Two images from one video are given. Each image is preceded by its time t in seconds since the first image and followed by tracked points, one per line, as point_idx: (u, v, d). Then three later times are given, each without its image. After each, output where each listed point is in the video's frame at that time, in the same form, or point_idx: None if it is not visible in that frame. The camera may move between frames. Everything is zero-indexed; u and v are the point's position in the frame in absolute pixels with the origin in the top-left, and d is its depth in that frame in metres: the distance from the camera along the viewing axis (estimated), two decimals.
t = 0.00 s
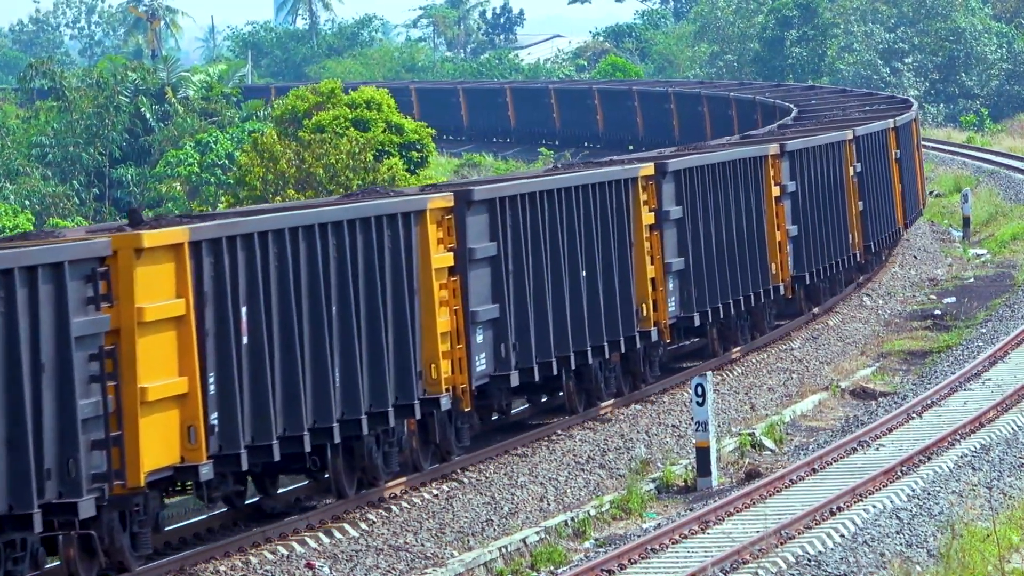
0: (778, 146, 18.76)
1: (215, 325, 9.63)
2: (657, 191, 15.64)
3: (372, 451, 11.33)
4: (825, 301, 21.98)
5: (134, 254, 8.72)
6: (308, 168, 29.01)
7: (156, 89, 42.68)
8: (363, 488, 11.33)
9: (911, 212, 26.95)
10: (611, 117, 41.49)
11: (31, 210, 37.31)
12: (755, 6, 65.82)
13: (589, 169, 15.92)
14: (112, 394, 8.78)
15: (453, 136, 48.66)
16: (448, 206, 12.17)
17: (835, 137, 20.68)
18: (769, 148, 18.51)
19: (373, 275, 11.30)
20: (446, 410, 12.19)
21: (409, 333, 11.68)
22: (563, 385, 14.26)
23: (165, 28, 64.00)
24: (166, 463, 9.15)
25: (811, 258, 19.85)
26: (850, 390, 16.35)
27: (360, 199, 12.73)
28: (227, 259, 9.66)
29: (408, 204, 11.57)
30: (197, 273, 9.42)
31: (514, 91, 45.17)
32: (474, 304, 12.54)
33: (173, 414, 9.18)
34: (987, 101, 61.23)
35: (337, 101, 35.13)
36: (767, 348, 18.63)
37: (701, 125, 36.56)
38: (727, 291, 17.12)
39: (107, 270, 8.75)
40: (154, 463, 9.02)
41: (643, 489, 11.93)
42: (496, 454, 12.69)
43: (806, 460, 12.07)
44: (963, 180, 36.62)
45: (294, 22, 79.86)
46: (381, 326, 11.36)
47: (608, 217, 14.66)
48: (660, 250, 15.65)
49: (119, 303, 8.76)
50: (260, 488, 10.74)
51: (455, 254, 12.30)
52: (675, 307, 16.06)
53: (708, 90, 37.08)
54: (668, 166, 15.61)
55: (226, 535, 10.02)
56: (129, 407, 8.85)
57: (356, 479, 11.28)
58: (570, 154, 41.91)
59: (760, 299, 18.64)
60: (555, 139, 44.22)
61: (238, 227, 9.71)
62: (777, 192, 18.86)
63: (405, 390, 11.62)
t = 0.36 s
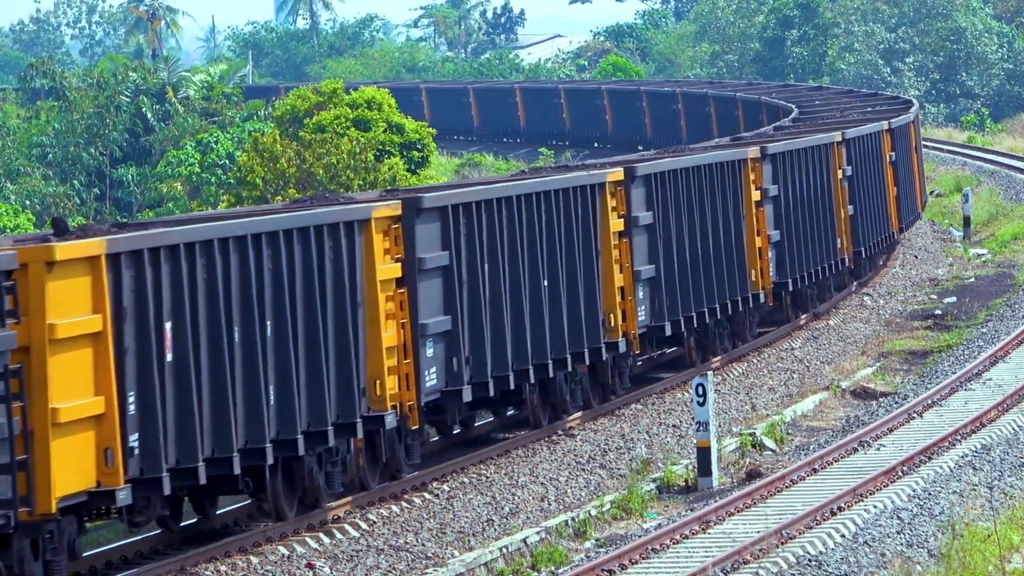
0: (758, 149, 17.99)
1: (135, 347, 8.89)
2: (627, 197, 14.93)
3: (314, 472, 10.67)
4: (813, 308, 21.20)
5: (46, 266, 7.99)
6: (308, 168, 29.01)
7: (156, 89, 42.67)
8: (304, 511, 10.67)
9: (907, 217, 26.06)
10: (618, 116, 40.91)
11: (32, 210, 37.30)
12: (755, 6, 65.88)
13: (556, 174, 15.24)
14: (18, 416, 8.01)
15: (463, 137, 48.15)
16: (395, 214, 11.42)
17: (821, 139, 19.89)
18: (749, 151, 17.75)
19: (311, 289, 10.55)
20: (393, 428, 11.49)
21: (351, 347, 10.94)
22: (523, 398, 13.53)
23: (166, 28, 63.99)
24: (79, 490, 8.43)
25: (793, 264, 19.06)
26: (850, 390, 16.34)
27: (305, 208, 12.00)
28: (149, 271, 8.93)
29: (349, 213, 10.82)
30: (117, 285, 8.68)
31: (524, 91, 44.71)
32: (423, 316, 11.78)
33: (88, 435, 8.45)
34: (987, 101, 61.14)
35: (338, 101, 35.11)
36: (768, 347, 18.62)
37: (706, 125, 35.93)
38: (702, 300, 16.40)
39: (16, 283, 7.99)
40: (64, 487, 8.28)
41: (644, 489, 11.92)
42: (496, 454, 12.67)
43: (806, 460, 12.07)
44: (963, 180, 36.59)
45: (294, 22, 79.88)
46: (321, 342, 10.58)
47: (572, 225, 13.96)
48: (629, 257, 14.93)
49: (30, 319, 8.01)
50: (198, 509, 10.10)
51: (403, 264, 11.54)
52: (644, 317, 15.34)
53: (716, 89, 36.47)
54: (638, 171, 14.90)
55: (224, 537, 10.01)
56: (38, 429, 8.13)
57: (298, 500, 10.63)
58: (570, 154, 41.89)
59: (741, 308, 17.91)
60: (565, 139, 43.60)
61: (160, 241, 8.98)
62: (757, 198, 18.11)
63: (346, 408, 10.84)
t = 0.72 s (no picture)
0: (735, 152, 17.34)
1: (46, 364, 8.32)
2: (591, 203, 14.28)
3: (246, 492, 10.06)
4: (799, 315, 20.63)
5: None
6: (309, 167, 29.00)
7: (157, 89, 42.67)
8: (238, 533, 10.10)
9: (902, 220, 25.46)
10: (626, 116, 40.62)
11: (32, 210, 37.30)
12: (755, 6, 65.96)
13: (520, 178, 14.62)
14: None
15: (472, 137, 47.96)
16: (335, 222, 10.72)
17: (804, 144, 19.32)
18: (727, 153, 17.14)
19: (243, 302, 9.91)
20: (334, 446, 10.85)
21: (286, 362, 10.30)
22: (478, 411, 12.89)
23: (166, 28, 63.99)
24: None
25: (774, 271, 18.40)
26: (850, 390, 16.34)
27: (246, 215, 11.35)
28: (63, 288, 8.34)
29: (285, 222, 10.17)
30: (27, 301, 8.11)
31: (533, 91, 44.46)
32: (367, 329, 11.08)
33: None
34: (987, 100, 61.11)
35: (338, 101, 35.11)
36: (768, 347, 18.60)
37: (714, 125, 35.67)
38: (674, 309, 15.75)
39: None
40: None
41: (644, 489, 11.92)
42: (497, 453, 12.68)
43: (806, 460, 12.06)
44: (964, 180, 36.58)
45: (294, 22, 79.85)
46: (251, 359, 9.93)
47: (530, 232, 13.30)
48: (593, 266, 14.29)
49: None
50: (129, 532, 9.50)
51: (344, 274, 10.85)
52: (611, 327, 14.68)
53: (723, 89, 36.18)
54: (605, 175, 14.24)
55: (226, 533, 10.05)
56: None
57: (230, 522, 10.05)
58: (569, 154, 41.89)
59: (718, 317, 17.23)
60: (573, 140, 43.31)
61: (71, 254, 8.35)
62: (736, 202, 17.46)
63: (280, 428, 10.21)
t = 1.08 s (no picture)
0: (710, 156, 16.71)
1: (31, 367, 8.27)
2: (552, 209, 13.68)
3: (171, 516, 9.47)
4: (783, 323, 19.99)
5: None
6: (309, 167, 29.00)
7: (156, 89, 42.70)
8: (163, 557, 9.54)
9: (896, 224, 24.90)
10: (634, 116, 40.36)
11: (32, 209, 37.30)
12: (754, 7, 66.10)
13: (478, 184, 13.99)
14: None
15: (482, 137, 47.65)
16: (267, 231, 9.99)
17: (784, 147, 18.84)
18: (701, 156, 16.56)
19: (165, 311, 9.22)
20: (267, 465, 10.20)
21: (211, 382, 9.56)
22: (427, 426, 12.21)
23: (165, 28, 63.98)
24: None
25: (753, 277, 17.75)
26: (850, 390, 16.34)
27: (177, 223, 10.65)
28: None
29: (210, 231, 9.45)
30: None
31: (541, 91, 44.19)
32: (304, 344, 10.36)
33: None
34: (987, 100, 61.07)
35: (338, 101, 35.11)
36: (767, 347, 18.60)
37: (719, 125, 35.50)
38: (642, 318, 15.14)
39: None
40: None
41: (643, 489, 11.92)
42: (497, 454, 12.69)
43: (806, 460, 12.06)
44: (963, 180, 36.58)
45: (294, 21, 79.82)
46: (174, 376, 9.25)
47: (484, 241, 12.69)
48: (554, 274, 13.72)
49: None
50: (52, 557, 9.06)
51: (278, 286, 10.13)
52: (573, 339, 14.06)
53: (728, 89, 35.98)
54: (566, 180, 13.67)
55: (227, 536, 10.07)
56: None
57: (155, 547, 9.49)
58: (569, 154, 41.94)
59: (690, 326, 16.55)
60: (582, 140, 43.01)
61: (26, 257, 8.04)
62: (711, 206, 16.82)
63: (205, 448, 9.53)
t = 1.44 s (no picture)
0: (683, 160, 16.12)
1: (21, 372, 8.34)
2: (507, 218, 13.11)
3: (88, 541, 8.99)
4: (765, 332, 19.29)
5: None
6: (308, 168, 29.01)
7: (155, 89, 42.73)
8: None
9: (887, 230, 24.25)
10: (641, 117, 40.04)
11: (31, 210, 37.30)
12: (752, 7, 66.23)
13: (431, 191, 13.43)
14: None
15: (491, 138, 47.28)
16: (191, 243, 9.41)
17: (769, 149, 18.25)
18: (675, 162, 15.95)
19: (76, 324, 8.67)
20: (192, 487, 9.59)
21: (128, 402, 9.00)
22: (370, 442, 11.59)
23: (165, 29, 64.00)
24: None
25: (728, 286, 17.12)
26: (849, 390, 16.35)
27: (98, 234, 10.05)
28: None
29: (125, 242, 8.89)
30: None
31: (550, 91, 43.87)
32: (231, 358, 9.76)
33: None
34: (986, 101, 61.09)
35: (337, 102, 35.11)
36: (767, 347, 18.62)
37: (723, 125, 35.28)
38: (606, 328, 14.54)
39: None
40: None
41: (642, 490, 11.92)
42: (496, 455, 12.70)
43: (805, 460, 12.06)
44: (962, 180, 36.63)
45: (294, 22, 79.81)
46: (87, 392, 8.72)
47: (433, 250, 12.09)
48: (510, 285, 13.13)
49: None
50: None
51: (203, 300, 9.54)
52: (532, 352, 13.45)
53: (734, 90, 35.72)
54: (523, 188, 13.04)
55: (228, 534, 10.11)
56: None
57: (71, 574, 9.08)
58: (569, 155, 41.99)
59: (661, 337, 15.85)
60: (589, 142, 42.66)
61: (14, 261, 8.09)
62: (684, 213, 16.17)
63: (122, 469, 8.99)
